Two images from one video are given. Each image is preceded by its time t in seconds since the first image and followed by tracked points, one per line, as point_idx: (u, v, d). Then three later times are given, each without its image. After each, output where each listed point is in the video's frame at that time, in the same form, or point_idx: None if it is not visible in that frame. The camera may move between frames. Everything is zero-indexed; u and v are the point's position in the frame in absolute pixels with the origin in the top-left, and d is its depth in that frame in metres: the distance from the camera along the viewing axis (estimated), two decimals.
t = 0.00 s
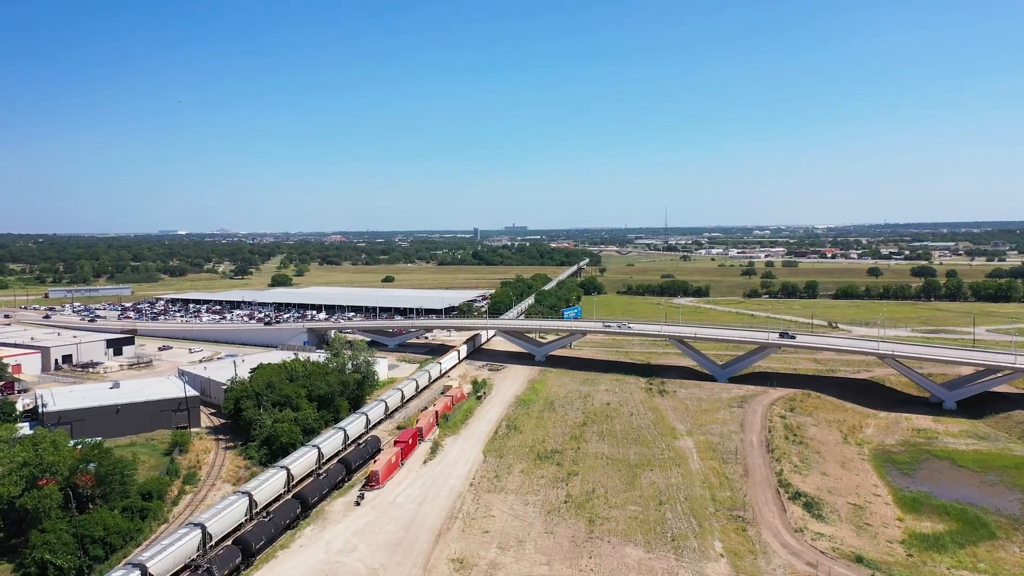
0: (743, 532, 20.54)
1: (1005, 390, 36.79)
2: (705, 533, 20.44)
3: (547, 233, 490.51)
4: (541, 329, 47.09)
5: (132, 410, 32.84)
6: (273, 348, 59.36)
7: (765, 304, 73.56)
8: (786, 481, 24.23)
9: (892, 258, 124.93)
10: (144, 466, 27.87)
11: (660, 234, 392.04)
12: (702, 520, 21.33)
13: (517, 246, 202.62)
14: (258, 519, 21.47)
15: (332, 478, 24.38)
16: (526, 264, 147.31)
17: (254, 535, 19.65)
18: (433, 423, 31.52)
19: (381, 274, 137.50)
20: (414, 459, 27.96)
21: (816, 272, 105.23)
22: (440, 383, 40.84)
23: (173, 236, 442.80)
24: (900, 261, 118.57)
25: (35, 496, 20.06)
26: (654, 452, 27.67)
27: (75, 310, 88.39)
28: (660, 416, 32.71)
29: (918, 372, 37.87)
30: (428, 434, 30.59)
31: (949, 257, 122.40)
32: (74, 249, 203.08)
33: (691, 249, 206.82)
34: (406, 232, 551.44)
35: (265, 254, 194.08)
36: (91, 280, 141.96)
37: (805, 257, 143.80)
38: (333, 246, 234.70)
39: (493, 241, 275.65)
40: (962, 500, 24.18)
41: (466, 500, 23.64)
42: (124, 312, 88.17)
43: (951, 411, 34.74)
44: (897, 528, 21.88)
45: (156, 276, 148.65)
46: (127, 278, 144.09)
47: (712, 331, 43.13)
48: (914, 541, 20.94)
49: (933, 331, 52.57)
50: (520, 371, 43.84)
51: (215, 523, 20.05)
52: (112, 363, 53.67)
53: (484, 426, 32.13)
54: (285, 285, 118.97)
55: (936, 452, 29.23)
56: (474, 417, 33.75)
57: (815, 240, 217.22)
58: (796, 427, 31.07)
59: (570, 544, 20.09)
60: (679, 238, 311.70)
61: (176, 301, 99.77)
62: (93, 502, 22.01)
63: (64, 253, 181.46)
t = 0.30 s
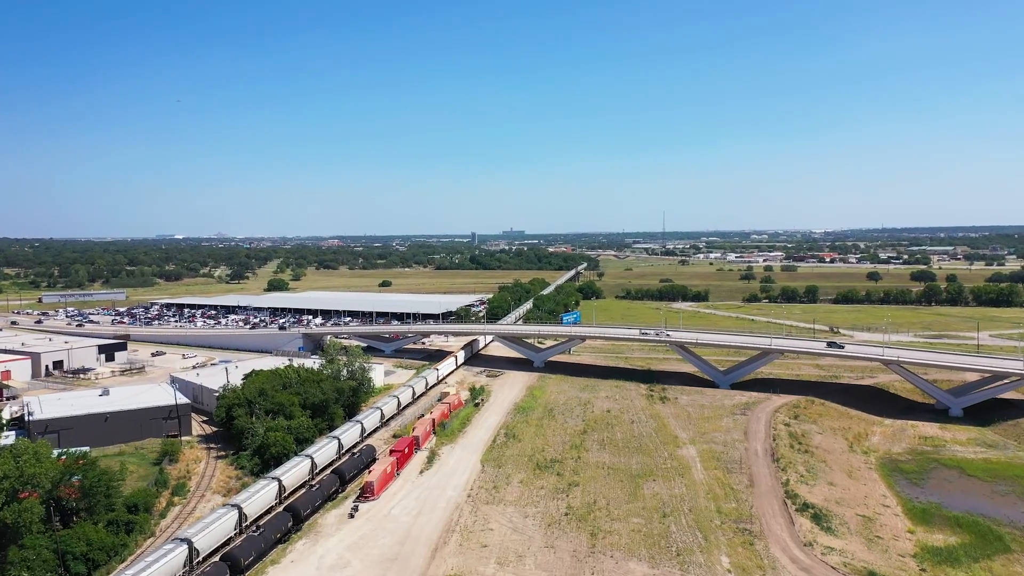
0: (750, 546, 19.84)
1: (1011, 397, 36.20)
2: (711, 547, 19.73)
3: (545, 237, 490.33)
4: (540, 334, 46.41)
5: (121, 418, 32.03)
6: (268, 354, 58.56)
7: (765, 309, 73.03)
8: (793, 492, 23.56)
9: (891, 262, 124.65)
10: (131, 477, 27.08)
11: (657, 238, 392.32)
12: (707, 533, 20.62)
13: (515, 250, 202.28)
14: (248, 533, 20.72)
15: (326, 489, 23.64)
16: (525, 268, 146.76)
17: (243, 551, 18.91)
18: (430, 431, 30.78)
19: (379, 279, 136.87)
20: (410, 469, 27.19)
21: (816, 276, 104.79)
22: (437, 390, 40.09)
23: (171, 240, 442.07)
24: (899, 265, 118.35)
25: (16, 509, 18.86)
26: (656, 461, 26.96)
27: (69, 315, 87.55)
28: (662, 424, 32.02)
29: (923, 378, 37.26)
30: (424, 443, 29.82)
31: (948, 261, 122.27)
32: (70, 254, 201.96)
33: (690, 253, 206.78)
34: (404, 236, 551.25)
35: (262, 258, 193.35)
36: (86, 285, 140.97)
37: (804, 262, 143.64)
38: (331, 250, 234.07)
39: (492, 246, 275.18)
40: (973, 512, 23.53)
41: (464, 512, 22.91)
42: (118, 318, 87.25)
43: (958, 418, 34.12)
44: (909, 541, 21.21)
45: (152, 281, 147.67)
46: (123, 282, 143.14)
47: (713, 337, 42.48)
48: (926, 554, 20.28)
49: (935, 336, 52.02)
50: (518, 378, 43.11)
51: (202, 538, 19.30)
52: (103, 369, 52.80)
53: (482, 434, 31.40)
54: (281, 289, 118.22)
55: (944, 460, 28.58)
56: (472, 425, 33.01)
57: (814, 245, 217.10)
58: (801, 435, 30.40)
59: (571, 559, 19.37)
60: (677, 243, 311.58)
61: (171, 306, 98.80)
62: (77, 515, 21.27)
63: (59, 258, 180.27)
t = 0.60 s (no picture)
0: (758, 560, 19.15)
1: (1018, 403, 35.60)
2: (718, 562, 19.04)
3: (543, 241, 489.80)
4: (539, 340, 45.70)
5: (110, 426, 31.24)
6: (263, 360, 57.75)
7: (765, 314, 72.46)
8: (800, 504, 22.89)
9: (889, 267, 124.35)
10: (118, 488, 26.29)
11: (655, 243, 392.89)
12: (713, 547, 19.92)
13: (513, 254, 201.91)
14: (236, 548, 19.93)
15: (318, 500, 22.87)
16: (522, 273, 146.20)
17: (230, 567, 18.13)
18: (426, 439, 30.04)
19: (375, 283, 136.09)
20: (405, 479, 26.42)
21: (815, 281, 104.34)
22: (434, 397, 39.32)
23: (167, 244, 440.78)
24: (898, 269, 118.11)
25: None
26: (659, 471, 26.27)
27: (62, 320, 86.61)
28: (664, 432, 31.32)
29: (928, 385, 36.63)
30: (421, 452, 29.07)
31: (947, 265, 122.21)
32: (65, 258, 200.86)
33: (687, 257, 206.66)
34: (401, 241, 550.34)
35: (259, 263, 192.58)
36: (80, 289, 139.87)
37: (803, 266, 143.52)
38: (328, 254, 233.31)
39: (489, 250, 274.63)
40: (986, 523, 22.87)
41: (462, 525, 22.17)
42: (111, 323, 86.32)
43: (964, 425, 33.49)
44: (921, 554, 20.54)
45: (147, 285, 146.74)
46: (118, 287, 142.25)
47: (715, 342, 41.84)
48: (940, 569, 19.61)
49: (938, 341, 51.48)
50: (517, 384, 42.39)
51: (188, 554, 18.53)
52: (95, 375, 51.96)
53: (480, 442, 30.66)
54: (278, 294, 117.42)
55: (953, 469, 27.93)
56: (469, 433, 32.28)
57: (812, 249, 217.10)
58: (806, 443, 29.73)
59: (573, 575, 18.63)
60: (675, 247, 311.45)
61: (165, 310, 97.87)
62: (59, 529, 20.47)
63: (54, 262, 179.22)
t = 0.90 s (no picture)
0: (767, 575, 18.45)
1: None
2: None
3: (541, 246, 489.45)
4: (537, 346, 44.98)
5: (98, 434, 30.41)
6: (257, 365, 56.88)
7: (765, 318, 71.88)
8: (808, 516, 22.20)
9: (888, 272, 123.91)
10: (105, 500, 25.49)
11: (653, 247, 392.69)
12: (720, 561, 19.22)
13: (511, 259, 201.21)
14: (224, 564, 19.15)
15: (311, 512, 22.10)
16: (520, 277, 145.54)
17: None
18: (423, 448, 29.30)
19: (372, 288, 135.14)
20: (401, 490, 25.65)
21: (814, 285, 103.83)
22: (431, 404, 38.57)
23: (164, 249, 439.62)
24: (897, 273, 117.72)
25: None
26: (662, 481, 25.56)
27: (55, 325, 85.60)
28: (666, 440, 30.62)
29: (934, 391, 35.98)
30: (417, 461, 28.30)
31: (947, 270, 121.73)
32: (61, 262, 199.51)
33: (685, 262, 206.43)
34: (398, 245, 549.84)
35: (256, 267, 191.51)
36: (75, 294, 138.67)
37: (802, 270, 142.98)
38: (325, 259, 232.31)
39: (487, 254, 274.01)
40: (999, 535, 22.20)
41: (459, 538, 21.44)
42: (105, 328, 85.34)
43: (972, 433, 32.85)
44: (934, 568, 19.87)
45: (142, 290, 145.71)
46: (113, 291, 141.26)
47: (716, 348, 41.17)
48: None
49: (941, 346, 50.91)
50: (515, 390, 41.61)
51: (174, 570, 17.76)
52: (86, 381, 51.09)
53: (477, 451, 29.91)
54: (274, 299, 116.51)
55: (962, 478, 27.26)
56: (467, 441, 31.53)
57: (810, 254, 216.92)
58: (811, 452, 29.06)
59: None
60: (673, 252, 311.20)
61: (160, 315, 96.93)
62: (41, 544, 19.69)
63: (49, 266, 177.96)
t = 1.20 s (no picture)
0: None
1: None
2: None
3: (538, 250, 489.52)
4: (536, 352, 44.28)
5: (85, 443, 29.60)
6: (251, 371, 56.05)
7: (765, 323, 71.33)
8: (817, 528, 21.52)
9: (886, 276, 123.73)
10: (90, 512, 24.66)
11: (650, 251, 392.78)
12: None
13: (508, 263, 200.67)
14: None
15: (303, 525, 21.34)
16: (517, 282, 145.05)
17: None
18: (419, 457, 28.55)
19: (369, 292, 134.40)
20: (397, 501, 24.88)
21: (813, 290, 103.48)
22: (428, 411, 37.80)
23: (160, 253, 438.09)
24: (895, 278, 117.55)
25: None
26: (665, 491, 24.86)
27: (48, 330, 84.61)
28: (668, 448, 29.91)
29: (939, 398, 35.36)
30: (413, 471, 27.54)
31: (944, 274, 121.57)
32: (56, 267, 198.41)
33: (683, 266, 206.33)
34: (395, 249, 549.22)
35: (252, 272, 190.59)
36: (69, 298, 137.66)
37: (800, 275, 142.77)
38: (322, 263, 231.57)
39: (485, 259, 273.51)
40: (1013, 548, 21.56)
41: (456, 552, 20.69)
42: (99, 333, 84.36)
43: (979, 440, 32.25)
44: None
45: (137, 294, 144.80)
46: (108, 296, 140.31)
47: (718, 353, 40.52)
48: None
49: (944, 352, 50.38)
50: (513, 397, 40.88)
51: None
52: (77, 388, 50.21)
53: (475, 460, 29.18)
54: (269, 303, 115.67)
55: (972, 488, 26.62)
56: (464, 449, 30.79)
57: (809, 258, 216.98)
58: (817, 460, 28.39)
59: None
60: (670, 257, 311.17)
61: (155, 320, 95.96)
62: (21, 559, 18.86)
63: (44, 271, 177.00)
